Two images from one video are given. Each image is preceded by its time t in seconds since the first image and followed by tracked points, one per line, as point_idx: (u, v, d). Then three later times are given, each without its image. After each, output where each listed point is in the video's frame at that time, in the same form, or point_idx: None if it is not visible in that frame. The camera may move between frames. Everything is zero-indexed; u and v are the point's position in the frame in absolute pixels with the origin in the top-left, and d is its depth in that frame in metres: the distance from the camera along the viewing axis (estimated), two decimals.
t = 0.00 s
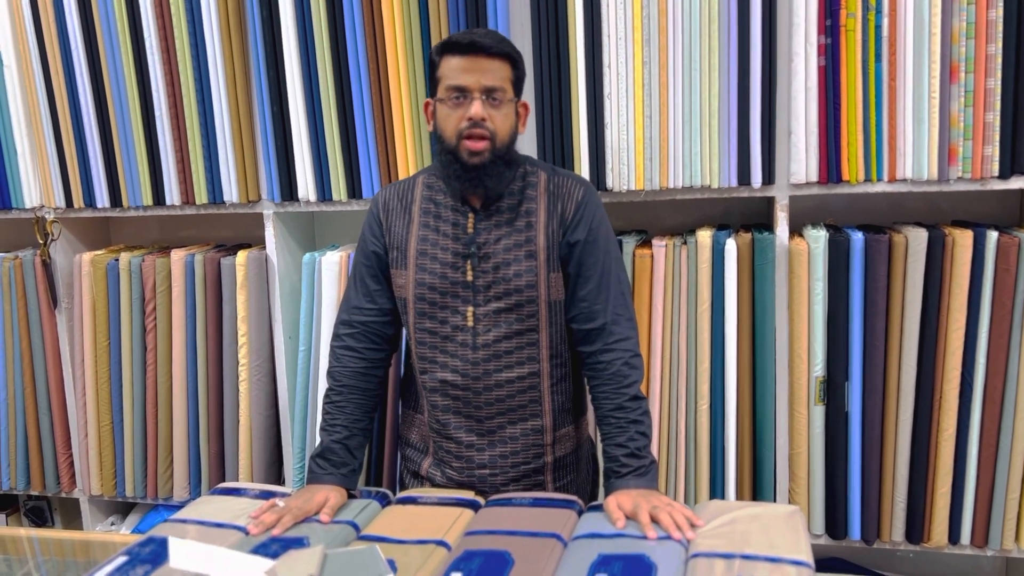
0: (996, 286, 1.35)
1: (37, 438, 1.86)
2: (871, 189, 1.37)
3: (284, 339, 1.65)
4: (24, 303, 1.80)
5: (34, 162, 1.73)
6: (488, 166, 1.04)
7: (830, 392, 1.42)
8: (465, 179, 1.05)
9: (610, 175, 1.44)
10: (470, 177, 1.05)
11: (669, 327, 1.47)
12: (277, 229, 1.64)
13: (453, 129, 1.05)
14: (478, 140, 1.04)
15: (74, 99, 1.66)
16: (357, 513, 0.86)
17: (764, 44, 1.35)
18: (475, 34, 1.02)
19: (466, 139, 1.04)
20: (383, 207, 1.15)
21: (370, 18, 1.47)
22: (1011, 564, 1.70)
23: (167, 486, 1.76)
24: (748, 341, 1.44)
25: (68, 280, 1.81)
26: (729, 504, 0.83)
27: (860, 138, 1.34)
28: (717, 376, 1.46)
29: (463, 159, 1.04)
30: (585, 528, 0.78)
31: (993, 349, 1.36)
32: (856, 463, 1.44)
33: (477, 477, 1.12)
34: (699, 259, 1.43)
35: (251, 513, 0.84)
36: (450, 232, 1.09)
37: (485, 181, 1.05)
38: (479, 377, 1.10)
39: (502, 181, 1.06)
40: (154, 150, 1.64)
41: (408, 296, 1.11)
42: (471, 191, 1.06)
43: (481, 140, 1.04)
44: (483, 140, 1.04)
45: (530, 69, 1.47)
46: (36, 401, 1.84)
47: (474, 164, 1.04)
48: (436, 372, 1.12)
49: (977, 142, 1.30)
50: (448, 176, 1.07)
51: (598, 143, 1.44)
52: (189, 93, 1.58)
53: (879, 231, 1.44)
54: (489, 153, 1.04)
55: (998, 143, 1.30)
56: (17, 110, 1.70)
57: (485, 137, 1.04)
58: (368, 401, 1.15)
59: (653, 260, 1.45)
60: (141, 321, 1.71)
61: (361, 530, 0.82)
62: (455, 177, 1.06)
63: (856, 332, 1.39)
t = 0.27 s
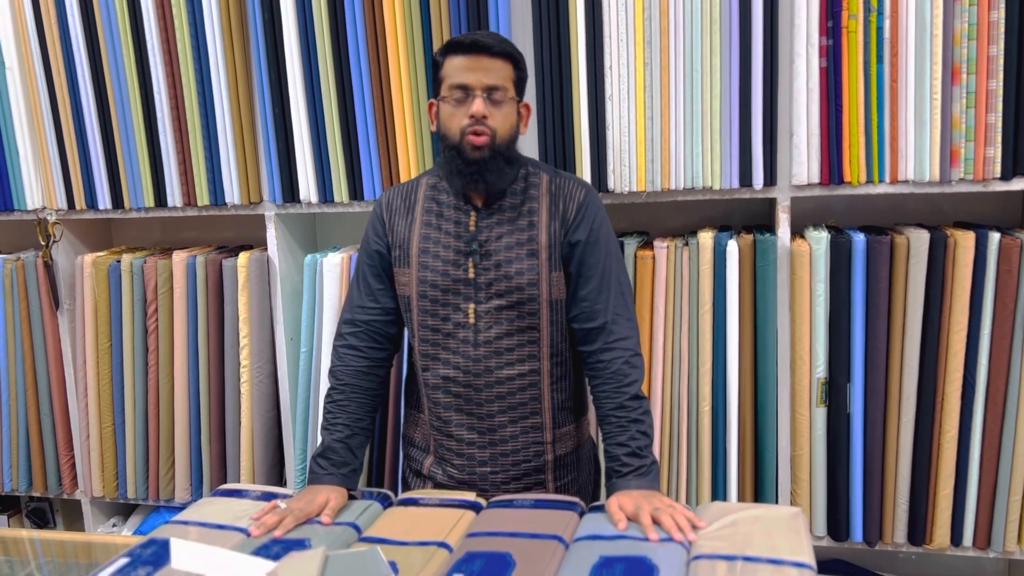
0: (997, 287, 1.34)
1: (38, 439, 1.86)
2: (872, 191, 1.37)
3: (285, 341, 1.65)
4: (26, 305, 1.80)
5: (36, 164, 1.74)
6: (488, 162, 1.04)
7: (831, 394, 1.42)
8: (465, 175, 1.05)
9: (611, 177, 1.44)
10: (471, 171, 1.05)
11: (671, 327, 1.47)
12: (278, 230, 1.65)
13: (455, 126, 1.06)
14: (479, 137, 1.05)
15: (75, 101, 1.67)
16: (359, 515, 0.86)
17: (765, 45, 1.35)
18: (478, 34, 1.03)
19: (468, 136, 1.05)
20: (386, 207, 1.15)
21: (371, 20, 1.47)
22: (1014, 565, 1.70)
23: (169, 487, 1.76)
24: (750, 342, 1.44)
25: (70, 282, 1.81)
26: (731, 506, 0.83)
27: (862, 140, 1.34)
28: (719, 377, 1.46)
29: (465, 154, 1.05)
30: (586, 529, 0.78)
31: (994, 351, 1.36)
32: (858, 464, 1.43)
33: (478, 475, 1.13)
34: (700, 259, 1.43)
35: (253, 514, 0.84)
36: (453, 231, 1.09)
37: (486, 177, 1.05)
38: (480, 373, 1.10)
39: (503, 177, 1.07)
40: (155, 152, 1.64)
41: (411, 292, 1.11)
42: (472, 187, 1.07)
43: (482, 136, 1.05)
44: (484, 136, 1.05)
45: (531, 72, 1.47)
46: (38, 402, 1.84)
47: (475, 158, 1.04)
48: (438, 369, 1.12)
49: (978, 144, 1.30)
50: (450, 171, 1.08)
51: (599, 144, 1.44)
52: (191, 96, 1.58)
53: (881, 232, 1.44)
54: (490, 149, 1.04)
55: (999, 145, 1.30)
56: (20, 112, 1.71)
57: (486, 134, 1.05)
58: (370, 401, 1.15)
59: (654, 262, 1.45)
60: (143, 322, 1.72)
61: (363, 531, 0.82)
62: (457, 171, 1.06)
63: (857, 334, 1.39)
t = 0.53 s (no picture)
0: (999, 289, 1.34)
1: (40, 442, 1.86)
2: (874, 192, 1.36)
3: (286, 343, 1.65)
4: (27, 306, 1.80)
5: (38, 166, 1.74)
6: (491, 159, 1.05)
7: (833, 396, 1.42)
8: (468, 171, 1.06)
9: (613, 179, 1.44)
10: (474, 167, 1.05)
11: (672, 327, 1.47)
12: (280, 232, 1.65)
13: (459, 124, 1.06)
14: (483, 133, 1.05)
15: (77, 104, 1.67)
16: (360, 517, 0.85)
17: (766, 46, 1.35)
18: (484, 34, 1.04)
19: (472, 132, 1.05)
20: (390, 207, 1.16)
21: (373, 23, 1.48)
22: (1016, 567, 1.69)
23: (171, 488, 1.77)
24: (751, 343, 1.44)
25: (72, 284, 1.81)
26: (732, 507, 0.83)
27: (863, 141, 1.34)
28: (720, 379, 1.46)
29: (468, 150, 1.05)
30: (587, 531, 0.78)
31: (996, 352, 1.36)
32: (860, 466, 1.43)
33: (478, 473, 1.13)
34: (702, 261, 1.43)
35: (254, 516, 0.84)
36: (455, 229, 1.10)
37: (489, 174, 1.05)
38: (482, 370, 1.10)
39: (506, 174, 1.07)
40: (157, 153, 1.64)
41: (414, 290, 1.11)
42: (474, 183, 1.07)
43: (486, 133, 1.05)
44: (488, 133, 1.05)
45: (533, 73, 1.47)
46: (39, 404, 1.84)
47: (478, 154, 1.04)
48: (439, 366, 1.12)
49: (980, 145, 1.30)
50: (454, 167, 1.08)
51: (600, 145, 1.44)
52: (192, 98, 1.59)
53: (882, 233, 1.43)
54: (493, 147, 1.05)
55: (1001, 146, 1.29)
56: (22, 115, 1.71)
57: (490, 131, 1.05)
58: (371, 399, 1.14)
59: (655, 264, 1.45)
60: (144, 324, 1.72)
61: (364, 533, 0.82)
62: (460, 167, 1.06)
63: (859, 336, 1.39)
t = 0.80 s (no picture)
0: (1001, 290, 1.34)
1: (41, 444, 1.86)
2: (875, 193, 1.36)
3: (288, 345, 1.65)
4: (29, 309, 1.80)
5: (39, 169, 1.74)
6: (496, 162, 1.05)
7: (835, 397, 1.42)
8: (472, 173, 1.06)
9: (614, 180, 1.44)
10: (478, 170, 1.05)
11: (674, 328, 1.47)
12: (281, 234, 1.65)
13: (464, 125, 1.06)
14: (488, 136, 1.05)
15: (78, 107, 1.67)
16: (362, 519, 0.85)
17: (767, 48, 1.35)
18: (492, 37, 1.04)
19: (477, 134, 1.05)
20: (393, 208, 1.16)
21: (373, 24, 1.48)
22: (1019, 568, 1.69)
23: (172, 490, 1.77)
24: (753, 345, 1.44)
25: (73, 286, 1.81)
26: (734, 509, 0.83)
27: (865, 142, 1.34)
28: (722, 381, 1.46)
29: (472, 153, 1.05)
30: (589, 533, 0.78)
31: (998, 354, 1.35)
32: (861, 468, 1.43)
33: (481, 473, 1.12)
34: (703, 263, 1.43)
35: (256, 519, 0.84)
36: (458, 230, 1.10)
37: (493, 177, 1.05)
38: (485, 369, 1.10)
39: (510, 177, 1.07)
40: (158, 156, 1.64)
41: (417, 291, 1.11)
42: (478, 185, 1.07)
43: (492, 136, 1.05)
44: (493, 136, 1.05)
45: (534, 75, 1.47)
46: (41, 406, 1.84)
47: (483, 157, 1.04)
48: (442, 366, 1.12)
49: (982, 146, 1.30)
50: (458, 170, 1.08)
51: (601, 147, 1.44)
52: (193, 101, 1.59)
53: (884, 235, 1.43)
54: (499, 149, 1.05)
55: (1003, 147, 1.29)
56: (23, 118, 1.71)
57: (496, 134, 1.05)
58: (371, 398, 1.14)
59: (656, 266, 1.45)
60: (146, 326, 1.72)
61: (365, 535, 0.82)
62: (464, 170, 1.06)
63: (860, 338, 1.39)
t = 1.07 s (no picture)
0: (1002, 291, 1.34)
1: (42, 446, 1.86)
2: (876, 194, 1.36)
3: (289, 346, 1.65)
4: (30, 311, 1.80)
5: (40, 171, 1.74)
6: (499, 170, 1.05)
7: (835, 399, 1.42)
8: (475, 181, 1.06)
9: (614, 182, 1.44)
10: (481, 177, 1.05)
11: (675, 329, 1.47)
12: (282, 235, 1.65)
13: (466, 130, 1.06)
14: (490, 144, 1.05)
15: (79, 109, 1.67)
16: (362, 521, 0.85)
17: (767, 49, 1.35)
18: (493, 42, 1.03)
19: (479, 141, 1.05)
20: (395, 210, 1.16)
21: (374, 25, 1.48)
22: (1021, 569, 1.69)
23: (173, 492, 1.77)
24: (754, 346, 1.44)
25: (74, 288, 1.81)
26: (735, 511, 0.83)
27: (865, 143, 1.34)
28: (723, 382, 1.45)
29: (474, 160, 1.05)
30: (590, 535, 0.78)
31: (999, 355, 1.35)
32: (862, 469, 1.43)
33: (483, 474, 1.12)
34: (704, 264, 1.43)
35: (257, 520, 0.84)
36: (460, 232, 1.10)
37: (496, 184, 1.06)
38: (486, 372, 1.10)
39: (513, 183, 1.07)
40: (159, 158, 1.65)
41: (420, 293, 1.11)
42: (481, 192, 1.07)
43: (494, 143, 1.05)
44: (495, 143, 1.05)
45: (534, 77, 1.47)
46: (42, 408, 1.84)
47: (485, 165, 1.04)
48: (444, 367, 1.12)
49: (983, 147, 1.30)
50: (460, 176, 1.08)
51: (602, 148, 1.44)
52: (194, 103, 1.59)
53: (885, 236, 1.43)
54: (501, 156, 1.05)
55: (1004, 148, 1.29)
56: (24, 120, 1.71)
57: (497, 141, 1.05)
58: (373, 400, 1.14)
59: (657, 267, 1.45)
60: (147, 328, 1.72)
61: (366, 537, 0.82)
62: (466, 177, 1.07)
63: (861, 339, 1.39)
